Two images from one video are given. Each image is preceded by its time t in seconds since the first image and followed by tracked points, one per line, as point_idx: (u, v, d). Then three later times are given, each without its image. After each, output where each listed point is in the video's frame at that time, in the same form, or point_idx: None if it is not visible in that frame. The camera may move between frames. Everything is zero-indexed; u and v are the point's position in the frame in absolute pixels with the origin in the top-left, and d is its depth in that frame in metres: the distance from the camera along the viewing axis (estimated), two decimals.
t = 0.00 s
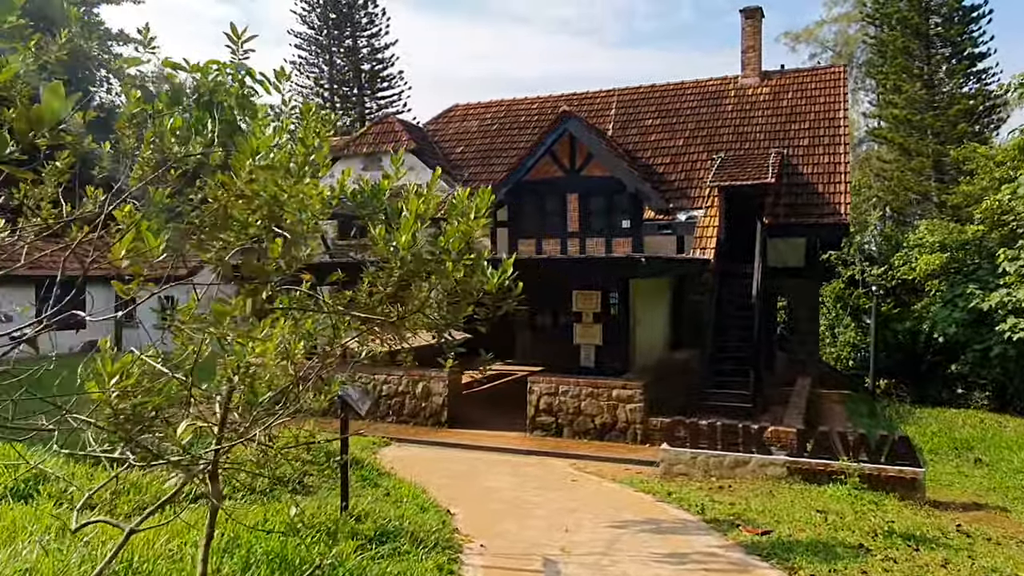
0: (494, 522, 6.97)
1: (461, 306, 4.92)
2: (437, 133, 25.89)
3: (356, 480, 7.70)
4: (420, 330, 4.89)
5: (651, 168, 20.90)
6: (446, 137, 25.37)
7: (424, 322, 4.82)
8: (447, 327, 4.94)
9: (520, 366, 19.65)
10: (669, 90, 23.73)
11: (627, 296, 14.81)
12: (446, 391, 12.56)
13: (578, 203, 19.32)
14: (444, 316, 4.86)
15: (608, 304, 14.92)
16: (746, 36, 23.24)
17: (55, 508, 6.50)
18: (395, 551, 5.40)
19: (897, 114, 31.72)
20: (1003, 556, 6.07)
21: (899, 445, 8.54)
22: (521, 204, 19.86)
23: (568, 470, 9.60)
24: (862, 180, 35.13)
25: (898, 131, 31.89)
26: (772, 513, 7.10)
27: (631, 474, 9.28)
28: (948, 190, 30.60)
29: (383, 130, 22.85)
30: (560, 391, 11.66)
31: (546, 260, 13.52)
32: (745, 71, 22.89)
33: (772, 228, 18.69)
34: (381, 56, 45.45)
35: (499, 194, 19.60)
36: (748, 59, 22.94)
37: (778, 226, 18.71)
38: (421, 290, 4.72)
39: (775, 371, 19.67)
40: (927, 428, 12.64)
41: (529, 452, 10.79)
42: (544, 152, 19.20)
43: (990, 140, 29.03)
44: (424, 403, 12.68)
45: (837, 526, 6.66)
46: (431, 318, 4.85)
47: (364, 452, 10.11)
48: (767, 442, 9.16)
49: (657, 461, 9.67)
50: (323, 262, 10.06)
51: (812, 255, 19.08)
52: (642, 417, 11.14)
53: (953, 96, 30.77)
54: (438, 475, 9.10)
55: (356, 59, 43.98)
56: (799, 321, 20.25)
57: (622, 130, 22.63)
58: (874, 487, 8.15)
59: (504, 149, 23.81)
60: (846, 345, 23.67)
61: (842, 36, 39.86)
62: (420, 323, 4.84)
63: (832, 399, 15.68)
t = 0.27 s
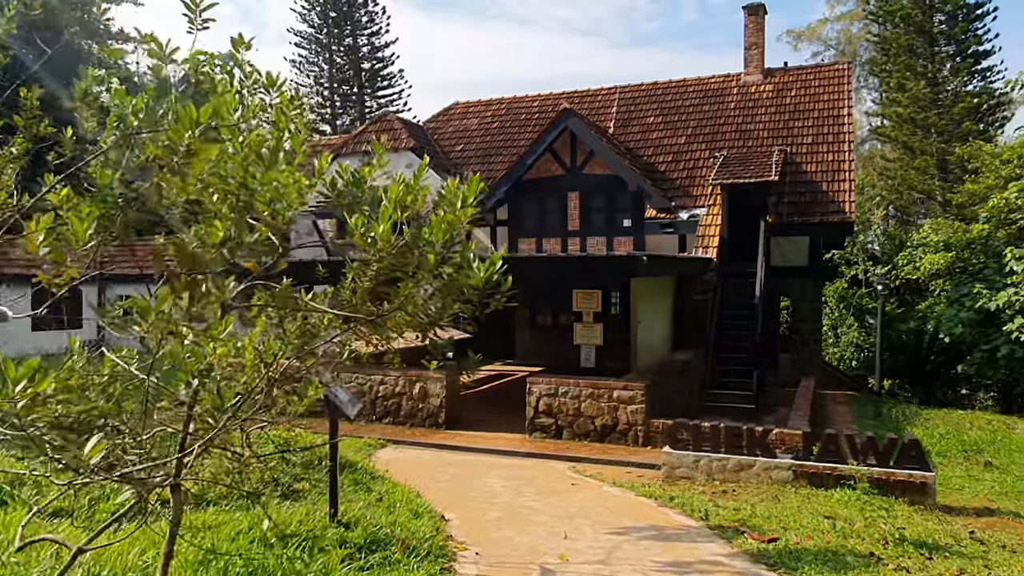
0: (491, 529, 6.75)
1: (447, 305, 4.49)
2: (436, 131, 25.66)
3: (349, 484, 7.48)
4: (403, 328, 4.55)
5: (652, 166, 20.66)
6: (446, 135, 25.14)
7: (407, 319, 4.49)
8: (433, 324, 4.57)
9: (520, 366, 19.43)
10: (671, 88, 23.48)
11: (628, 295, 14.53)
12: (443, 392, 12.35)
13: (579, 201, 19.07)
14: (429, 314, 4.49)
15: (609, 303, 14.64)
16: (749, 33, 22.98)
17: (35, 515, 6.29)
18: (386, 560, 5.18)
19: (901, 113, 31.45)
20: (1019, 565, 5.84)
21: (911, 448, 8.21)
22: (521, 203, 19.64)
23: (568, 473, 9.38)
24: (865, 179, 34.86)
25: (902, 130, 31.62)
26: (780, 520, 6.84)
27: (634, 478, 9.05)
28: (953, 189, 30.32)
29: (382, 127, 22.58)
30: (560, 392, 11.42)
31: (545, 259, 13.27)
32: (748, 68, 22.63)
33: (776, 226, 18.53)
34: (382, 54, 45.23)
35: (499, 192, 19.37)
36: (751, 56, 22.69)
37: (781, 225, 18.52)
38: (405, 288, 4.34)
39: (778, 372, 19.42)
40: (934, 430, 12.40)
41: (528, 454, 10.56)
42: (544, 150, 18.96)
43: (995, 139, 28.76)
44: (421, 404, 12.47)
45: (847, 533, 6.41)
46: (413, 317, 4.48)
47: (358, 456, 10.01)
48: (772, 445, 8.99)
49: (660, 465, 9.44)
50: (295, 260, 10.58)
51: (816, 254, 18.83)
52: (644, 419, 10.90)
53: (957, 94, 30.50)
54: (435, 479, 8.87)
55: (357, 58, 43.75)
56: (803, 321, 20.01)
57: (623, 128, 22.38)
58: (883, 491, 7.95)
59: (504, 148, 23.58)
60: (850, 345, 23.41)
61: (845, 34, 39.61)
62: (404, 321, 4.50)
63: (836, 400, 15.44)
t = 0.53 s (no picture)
0: (490, 534, 6.51)
1: (439, 299, 4.19)
2: (436, 128, 25.41)
3: (343, 487, 7.23)
4: (389, 325, 4.23)
5: (654, 162, 20.39)
6: (445, 132, 24.88)
7: (396, 316, 4.18)
8: (424, 320, 4.26)
9: (520, 366, 19.18)
10: (673, 84, 23.21)
11: (630, 292, 14.26)
12: (441, 392, 12.10)
13: (580, 198, 18.82)
14: (418, 308, 4.16)
15: (611, 301, 14.41)
16: (753, 28, 22.68)
17: (15, 523, 6.05)
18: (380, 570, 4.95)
19: (905, 110, 31.18)
20: None
21: (925, 450, 8.14)
22: (522, 200, 19.41)
23: (570, 475, 9.15)
24: (869, 176, 34.60)
25: (906, 127, 31.35)
26: (789, 525, 6.60)
27: (637, 480, 8.81)
28: (958, 187, 30.04)
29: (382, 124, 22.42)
30: (561, 392, 11.16)
31: (544, 256, 13.03)
32: (751, 64, 22.38)
33: (780, 223, 18.18)
34: (382, 52, 45.01)
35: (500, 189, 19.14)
36: (755, 51, 22.41)
37: (786, 221, 18.19)
38: (394, 282, 4.03)
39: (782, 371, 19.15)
40: (944, 430, 12.14)
41: (528, 455, 10.32)
42: (545, 146, 18.72)
43: (1000, 136, 28.48)
44: (420, 404, 12.23)
45: (861, 540, 6.17)
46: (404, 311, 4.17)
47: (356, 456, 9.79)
48: (779, 447, 8.76)
49: (664, 467, 9.20)
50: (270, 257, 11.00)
51: (820, 252, 18.57)
52: (648, 419, 10.63)
53: (961, 91, 30.22)
54: (433, 482, 8.62)
55: (356, 55, 43.42)
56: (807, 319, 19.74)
57: (625, 124, 22.10)
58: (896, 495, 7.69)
59: (505, 144, 23.32)
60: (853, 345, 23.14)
61: (848, 31, 39.38)
62: (392, 318, 4.19)
63: (842, 400, 15.19)
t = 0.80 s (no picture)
0: (486, 544, 6.29)
1: (419, 301, 3.84)
2: (435, 127, 25.19)
3: (335, 494, 7.02)
4: (367, 330, 3.94)
5: (655, 161, 20.16)
6: (445, 130, 24.67)
7: (372, 320, 3.86)
8: (404, 326, 3.89)
9: (520, 367, 18.98)
10: (674, 82, 22.99)
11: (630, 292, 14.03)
12: (439, 394, 11.89)
13: (580, 198, 18.61)
14: (394, 310, 3.80)
15: (610, 302, 14.15)
16: (755, 25, 22.44)
17: None
18: None
19: (908, 108, 30.95)
20: None
21: (934, 455, 7.74)
22: (522, 199, 19.20)
23: (569, 480, 8.94)
24: (872, 175, 34.37)
25: (909, 125, 31.12)
26: (796, 534, 6.37)
27: (639, 485, 8.61)
28: (961, 185, 29.79)
29: (379, 122, 22.23)
30: (560, 394, 10.94)
31: (543, 255, 12.81)
32: (754, 62, 22.16)
33: (783, 222, 17.88)
34: (382, 51, 44.82)
35: (499, 188, 18.93)
36: (757, 49, 22.18)
37: (789, 221, 17.91)
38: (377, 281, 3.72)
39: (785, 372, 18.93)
40: (951, 434, 11.91)
41: (527, 459, 10.11)
42: (545, 145, 18.50)
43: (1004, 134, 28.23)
44: (417, 406, 12.03)
45: (870, 550, 5.94)
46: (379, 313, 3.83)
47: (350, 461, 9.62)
48: (784, 451, 8.52)
49: (666, 472, 8.99)
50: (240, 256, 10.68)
51: (824, 251, 18.31)
52: (649, 423, 10.41)
53: (965, 89, 29.93)
54: (428, 487, 8.41)
55: (356, 53, 43.18)
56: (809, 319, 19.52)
57: (626, 122, 21.87)
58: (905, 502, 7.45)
59: (504, 143, 23.10)
60: (857, 345, 22.91)
61: (850, 30, 39.18)
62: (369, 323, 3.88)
63: (846, 402, 14.98)
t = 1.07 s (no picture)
0: (484, 555, 6.09)
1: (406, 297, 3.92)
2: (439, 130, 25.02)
3: (327, 503, 6.79)
4: (338, 329, 4.09)
5: (660, 163, 19.95)
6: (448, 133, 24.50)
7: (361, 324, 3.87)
8: (379, 329, 3.94)
9: (522, 371, 18.77)
10: (679, 84, 22.78)
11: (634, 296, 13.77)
12: (439, 400, 11.67)
13: (584, 200, 18.45)
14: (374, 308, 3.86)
15: (615, 306, 13.76)
16: (760, 27, 22.23)
17: None
18: None
19: (915, 111, 30.70)
20: None
21: (948, 463, 7.46)
22: (525, 202, 19.03)
23: (571, 488, 8.71)
24: (878, 178, 34.09)
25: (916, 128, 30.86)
26: (806, 545, 6.13)
27: (643, 494, 8.38)
28: (969, 188, 29.49)
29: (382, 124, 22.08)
30: (563, 400, 10.71)
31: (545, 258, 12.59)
32: (759, 63, 21.95)
33: (789, 225, 17.65)
34: (386, 55, 44.74)
35: (502, 191, 18.74)
36: (762, 50, 21.98)
37: (795, 223, 17.65)
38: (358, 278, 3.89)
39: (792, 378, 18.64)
40: (963, 440, 11.64)
41: (528, 466, 9.89)
42: (548, 147, 18.31)
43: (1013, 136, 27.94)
44: (416, 413, 11.80)
45: (883, 563, 5.70)
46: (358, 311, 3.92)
47: (347, 468, 9.41)
48: (792, 459, 8.29)
49: (670, 480, 8.76)
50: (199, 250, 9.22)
51: (830, 255, 18.06)
52: (653, 429, 10.17)
53: (973, 92, 29.62)
54: (426, 496, 8.19)
55: (360, 58, 43.08)
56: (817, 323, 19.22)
57: (630, 125, 21.67)
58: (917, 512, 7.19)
59: (507, 146, 22.91)
60: (863, 350, 22.61)
61: (856, 33, 39.00)
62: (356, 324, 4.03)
63: (854, 408, 14.71)
